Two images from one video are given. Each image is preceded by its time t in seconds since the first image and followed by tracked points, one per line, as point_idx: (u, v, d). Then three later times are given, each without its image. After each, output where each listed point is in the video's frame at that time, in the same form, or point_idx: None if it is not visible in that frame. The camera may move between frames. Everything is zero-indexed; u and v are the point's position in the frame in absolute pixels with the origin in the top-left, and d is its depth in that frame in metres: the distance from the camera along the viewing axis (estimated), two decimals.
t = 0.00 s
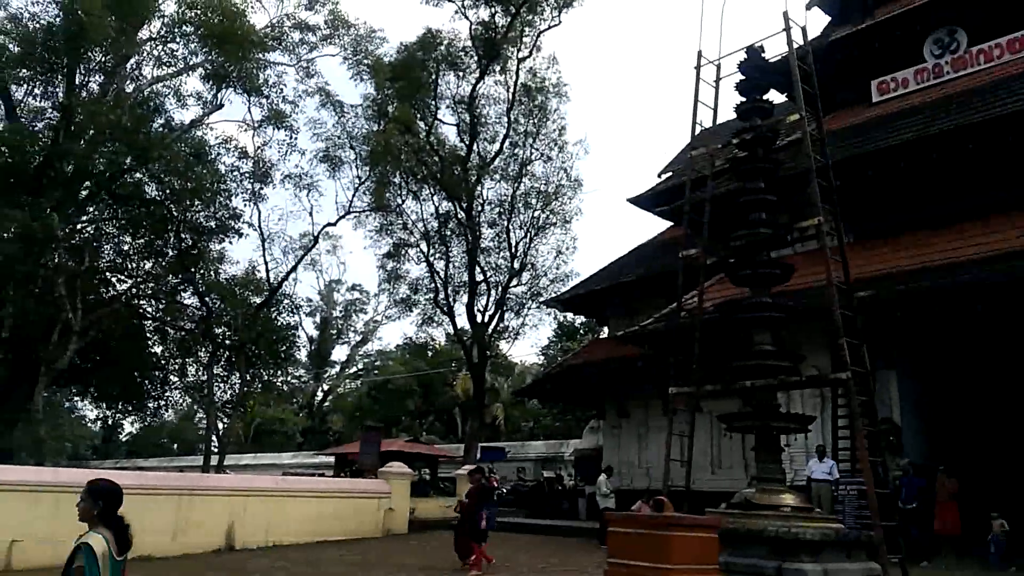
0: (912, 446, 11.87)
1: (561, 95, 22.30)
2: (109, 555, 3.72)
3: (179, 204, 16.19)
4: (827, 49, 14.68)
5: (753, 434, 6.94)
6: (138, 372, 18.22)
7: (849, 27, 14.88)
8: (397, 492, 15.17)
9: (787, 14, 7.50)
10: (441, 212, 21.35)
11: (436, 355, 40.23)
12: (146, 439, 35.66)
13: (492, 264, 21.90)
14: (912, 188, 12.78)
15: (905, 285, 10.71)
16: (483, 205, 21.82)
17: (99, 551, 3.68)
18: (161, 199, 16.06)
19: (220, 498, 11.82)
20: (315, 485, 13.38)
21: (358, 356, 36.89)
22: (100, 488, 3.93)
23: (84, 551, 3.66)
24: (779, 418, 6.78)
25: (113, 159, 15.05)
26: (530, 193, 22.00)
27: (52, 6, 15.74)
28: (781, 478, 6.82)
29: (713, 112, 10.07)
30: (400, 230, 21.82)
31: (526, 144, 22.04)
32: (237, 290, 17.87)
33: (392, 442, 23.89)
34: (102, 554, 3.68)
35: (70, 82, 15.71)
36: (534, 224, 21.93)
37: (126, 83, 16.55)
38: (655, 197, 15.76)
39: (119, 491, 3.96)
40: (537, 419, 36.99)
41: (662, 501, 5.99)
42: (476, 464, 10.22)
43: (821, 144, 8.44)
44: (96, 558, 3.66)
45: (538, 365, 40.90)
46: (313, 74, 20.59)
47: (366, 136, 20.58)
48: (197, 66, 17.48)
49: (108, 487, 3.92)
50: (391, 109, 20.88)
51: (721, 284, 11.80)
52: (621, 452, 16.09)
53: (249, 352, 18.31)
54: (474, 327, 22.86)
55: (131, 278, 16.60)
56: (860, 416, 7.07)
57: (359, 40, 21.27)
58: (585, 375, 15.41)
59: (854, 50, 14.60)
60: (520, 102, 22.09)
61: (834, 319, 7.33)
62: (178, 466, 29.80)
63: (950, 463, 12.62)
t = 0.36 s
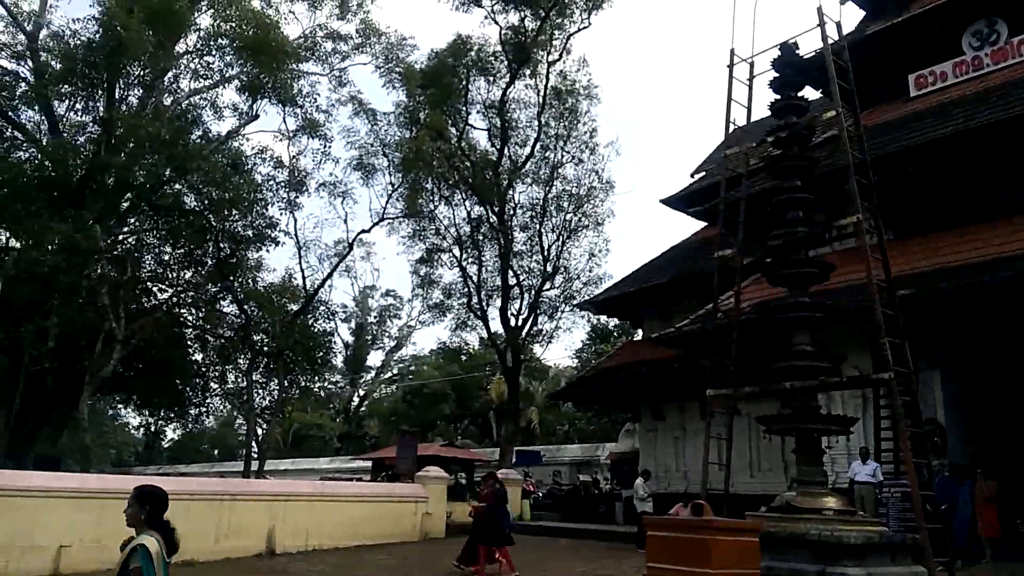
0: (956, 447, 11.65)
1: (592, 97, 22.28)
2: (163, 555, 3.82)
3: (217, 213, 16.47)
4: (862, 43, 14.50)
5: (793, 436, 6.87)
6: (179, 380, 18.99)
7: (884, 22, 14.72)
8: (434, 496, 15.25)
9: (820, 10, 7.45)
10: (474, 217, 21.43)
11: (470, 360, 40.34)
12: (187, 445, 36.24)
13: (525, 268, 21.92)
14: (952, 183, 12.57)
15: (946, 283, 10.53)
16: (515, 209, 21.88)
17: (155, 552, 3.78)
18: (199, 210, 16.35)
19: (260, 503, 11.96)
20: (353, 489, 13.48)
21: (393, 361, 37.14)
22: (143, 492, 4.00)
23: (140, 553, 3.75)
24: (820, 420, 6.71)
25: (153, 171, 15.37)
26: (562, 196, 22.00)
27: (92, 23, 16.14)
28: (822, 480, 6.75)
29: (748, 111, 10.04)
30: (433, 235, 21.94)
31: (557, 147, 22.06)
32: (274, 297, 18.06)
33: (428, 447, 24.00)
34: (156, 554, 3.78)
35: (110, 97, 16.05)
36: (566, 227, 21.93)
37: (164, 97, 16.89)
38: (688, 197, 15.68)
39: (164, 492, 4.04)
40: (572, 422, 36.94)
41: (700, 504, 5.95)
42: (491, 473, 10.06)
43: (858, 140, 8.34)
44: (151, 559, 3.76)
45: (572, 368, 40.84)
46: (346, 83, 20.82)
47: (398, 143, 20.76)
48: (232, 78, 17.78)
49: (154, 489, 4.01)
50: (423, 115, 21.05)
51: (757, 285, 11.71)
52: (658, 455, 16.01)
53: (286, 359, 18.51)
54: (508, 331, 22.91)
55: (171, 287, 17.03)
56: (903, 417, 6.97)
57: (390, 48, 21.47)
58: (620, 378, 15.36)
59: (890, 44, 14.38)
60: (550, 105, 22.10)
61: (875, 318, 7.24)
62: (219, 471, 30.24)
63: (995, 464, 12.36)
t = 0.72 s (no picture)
0: (997, 444, 11.45)
1: (620, 94, 22.19)
2: (183, 557, 3.87)
3: (250, 216, 16.69)
4: (896, 34, 14.27)
5: (829, 436, 6.79)
6: (216, 379, 19.36)
7: (918, 12, 14.48)
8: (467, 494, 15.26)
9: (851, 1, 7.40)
10: (502, 216, 21.47)
11: (501, 358, 40.44)
12: (223, 444, 36.71)
13: (554, 266, 21.91)
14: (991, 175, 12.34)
15: (986, 277, 10.33)
16: (543, 207, 21.88)
17: (175, 555, 3.84)
18: (233, 212, 16.57)
19: (295, 500, 12.10)
20: (386, 487, 13.59)
21: (423, 360, 37.34)
22: (170, 491, 4.05)
23: (159, 555, 3.82)
24: (856, 419, 6.64)
25: (188, 175, 15.60)
26: (591, 193, 21.95)
27: (127, 30, 16.40)
28: (859, 480, 6.67)
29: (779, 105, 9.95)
30: (461, 234, 22.02)
31: (585, 144, 22.01)
32: (307, 298, 18.18)
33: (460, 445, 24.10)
34: (175, 557, 3.83)
35: (145, 102, 16.32)
36: (595, 224, 21.87)
37: (197, 101, 17.13)
38: (719, 193, 15.58)
39: (190, 492, 4.07)
40: (603, 420, 36.87)
41: (738, 504, 5.91)
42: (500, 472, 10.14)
43: (893, 132, 8.23)
44: (170, 561, 3.83)
45: (602, 366, 40.75)
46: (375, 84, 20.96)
47: (427, 143, 20.86)
48: (264, 81, 17.98)
49: (179, 489, 4.04)
50: (451, 115, 21.16)
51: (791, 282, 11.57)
52: (690, 453, 15.95)
53: (320, 358, 18.57)
54: (539, 330, 22.92)
55: (206, 288, 17.44)
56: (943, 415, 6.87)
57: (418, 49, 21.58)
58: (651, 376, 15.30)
59: (925, 34, 14.15)
60: (578, 103, 22.06)
61: (912, 314, 7.14)
62: (254, 470, 30.60)
63: None
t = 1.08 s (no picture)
0: None
1: (650, 86, 22.06)
2: (209, 553, 4.11)
3: (285, 215, 16.89)
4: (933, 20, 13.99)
5: (869, 429, 6.72)
6: (253, 377, 19.64)
7: None
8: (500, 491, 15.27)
9: None
10: (533, 211, 21.48)
11: (533, 353, 40.49)
12: (261, 440, 37.20)
13: (586, 261, 21.86)
14: None
15: None
16: (574, 202, 21.82)
17: (200, 552, 4.08)
18: (269, 213, 16.82)
19: (333, 497, 12.23)
20: (421, 482, 13.69)
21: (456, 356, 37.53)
22: (202, 490, 4.30)
23: (186, 552, 4.08)
24: (896, 410, 6.57)
25: (223, 176, 15.82)
26: (622, 187, 21.86)
27: (162, 34, 16.66)
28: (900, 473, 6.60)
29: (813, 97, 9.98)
30: (492, 231, 21.99)
31: (616, 138, 21.92)
32: (340, 295, 18.36)
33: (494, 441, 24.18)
34: (200, 554, 4.07)
35: (180, 105, 16.57)
36: (626, 218, 21.78)
37: (231, 103, 17.36)
38: (753, 185, 15.46)
39: (219, 490, 4.31)
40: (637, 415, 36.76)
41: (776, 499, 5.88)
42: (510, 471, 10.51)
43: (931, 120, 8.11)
44: (196, 557, 4.07)
45: (635, 360, 40.60)
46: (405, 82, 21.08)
47: (457, 140, 21.20)
48: (296, 82, 18.17)
49: (208, 489, 4.29)
50: (480, 112, 21.37)
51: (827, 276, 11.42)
52: (726, 449, 15.89)
53: (354, 356, 18.83)
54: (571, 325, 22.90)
55: (243, 288, 17.69)
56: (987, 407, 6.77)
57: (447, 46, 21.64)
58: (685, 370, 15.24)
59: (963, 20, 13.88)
60: (609, 96, 21.96)
61: (954, 305, 7.03)
62: (292, 466, 30.99)
63: None
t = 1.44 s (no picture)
0: None
1: (676, 80, 21.93)
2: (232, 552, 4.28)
3: (314, 218, 17.06)
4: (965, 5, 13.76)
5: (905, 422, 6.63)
6: (286, 378, 19.88)
7: None
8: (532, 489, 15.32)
9: None
10: (560, 208, 21.47)
11: (563, 350, 40.48)
12: (295, 441, 37.59)
13: (614, 257, 21.81)
14: None
15: None
16: (601, 198, 21.76)
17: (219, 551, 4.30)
18: (298, 215, 17.10)
19: (367, 496, 12.34)
20: (453, 481, 13.75)
21: (485, 354, 37.67)
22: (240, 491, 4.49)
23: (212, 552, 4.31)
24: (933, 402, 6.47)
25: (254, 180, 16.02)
26: (649, 182, 21.78)
27: (191, 43, 16.90)
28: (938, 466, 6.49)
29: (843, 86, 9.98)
30: (519, 229, 22.03)
31: (642, 132, 21.84)
32: (369, 296, 18.55)
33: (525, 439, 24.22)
34: (222, 553, 4.27)
35: (210, 112, 16.80)
36: (654, 213, 21.69)
37: (260, 108, 17.58)
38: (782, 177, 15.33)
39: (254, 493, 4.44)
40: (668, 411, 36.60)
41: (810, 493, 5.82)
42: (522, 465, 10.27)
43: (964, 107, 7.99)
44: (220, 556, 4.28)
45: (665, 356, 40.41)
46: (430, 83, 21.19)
47: (482, 139, 21.29)
48: (323, 86, 18.33)
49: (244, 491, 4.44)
50: (505, 111, 21.56)
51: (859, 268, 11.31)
52: (760, 444, 15.80)
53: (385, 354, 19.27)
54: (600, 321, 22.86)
55: (274, 290, 18.22)
56: None
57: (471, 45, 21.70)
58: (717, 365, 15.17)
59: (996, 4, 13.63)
60: (634, 91, 21.89)
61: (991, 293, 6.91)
62: (325, 466, 31.29)
63: None
